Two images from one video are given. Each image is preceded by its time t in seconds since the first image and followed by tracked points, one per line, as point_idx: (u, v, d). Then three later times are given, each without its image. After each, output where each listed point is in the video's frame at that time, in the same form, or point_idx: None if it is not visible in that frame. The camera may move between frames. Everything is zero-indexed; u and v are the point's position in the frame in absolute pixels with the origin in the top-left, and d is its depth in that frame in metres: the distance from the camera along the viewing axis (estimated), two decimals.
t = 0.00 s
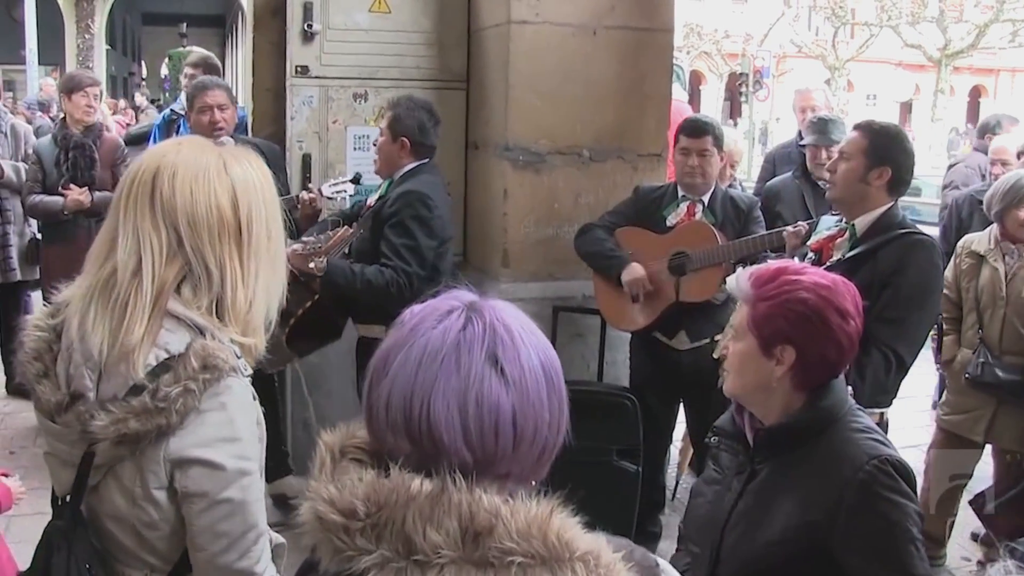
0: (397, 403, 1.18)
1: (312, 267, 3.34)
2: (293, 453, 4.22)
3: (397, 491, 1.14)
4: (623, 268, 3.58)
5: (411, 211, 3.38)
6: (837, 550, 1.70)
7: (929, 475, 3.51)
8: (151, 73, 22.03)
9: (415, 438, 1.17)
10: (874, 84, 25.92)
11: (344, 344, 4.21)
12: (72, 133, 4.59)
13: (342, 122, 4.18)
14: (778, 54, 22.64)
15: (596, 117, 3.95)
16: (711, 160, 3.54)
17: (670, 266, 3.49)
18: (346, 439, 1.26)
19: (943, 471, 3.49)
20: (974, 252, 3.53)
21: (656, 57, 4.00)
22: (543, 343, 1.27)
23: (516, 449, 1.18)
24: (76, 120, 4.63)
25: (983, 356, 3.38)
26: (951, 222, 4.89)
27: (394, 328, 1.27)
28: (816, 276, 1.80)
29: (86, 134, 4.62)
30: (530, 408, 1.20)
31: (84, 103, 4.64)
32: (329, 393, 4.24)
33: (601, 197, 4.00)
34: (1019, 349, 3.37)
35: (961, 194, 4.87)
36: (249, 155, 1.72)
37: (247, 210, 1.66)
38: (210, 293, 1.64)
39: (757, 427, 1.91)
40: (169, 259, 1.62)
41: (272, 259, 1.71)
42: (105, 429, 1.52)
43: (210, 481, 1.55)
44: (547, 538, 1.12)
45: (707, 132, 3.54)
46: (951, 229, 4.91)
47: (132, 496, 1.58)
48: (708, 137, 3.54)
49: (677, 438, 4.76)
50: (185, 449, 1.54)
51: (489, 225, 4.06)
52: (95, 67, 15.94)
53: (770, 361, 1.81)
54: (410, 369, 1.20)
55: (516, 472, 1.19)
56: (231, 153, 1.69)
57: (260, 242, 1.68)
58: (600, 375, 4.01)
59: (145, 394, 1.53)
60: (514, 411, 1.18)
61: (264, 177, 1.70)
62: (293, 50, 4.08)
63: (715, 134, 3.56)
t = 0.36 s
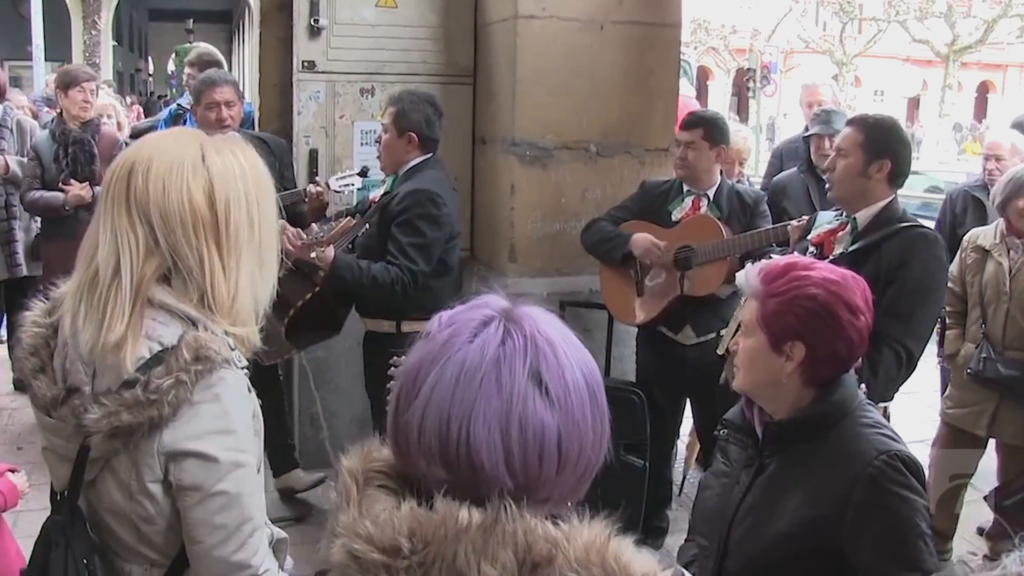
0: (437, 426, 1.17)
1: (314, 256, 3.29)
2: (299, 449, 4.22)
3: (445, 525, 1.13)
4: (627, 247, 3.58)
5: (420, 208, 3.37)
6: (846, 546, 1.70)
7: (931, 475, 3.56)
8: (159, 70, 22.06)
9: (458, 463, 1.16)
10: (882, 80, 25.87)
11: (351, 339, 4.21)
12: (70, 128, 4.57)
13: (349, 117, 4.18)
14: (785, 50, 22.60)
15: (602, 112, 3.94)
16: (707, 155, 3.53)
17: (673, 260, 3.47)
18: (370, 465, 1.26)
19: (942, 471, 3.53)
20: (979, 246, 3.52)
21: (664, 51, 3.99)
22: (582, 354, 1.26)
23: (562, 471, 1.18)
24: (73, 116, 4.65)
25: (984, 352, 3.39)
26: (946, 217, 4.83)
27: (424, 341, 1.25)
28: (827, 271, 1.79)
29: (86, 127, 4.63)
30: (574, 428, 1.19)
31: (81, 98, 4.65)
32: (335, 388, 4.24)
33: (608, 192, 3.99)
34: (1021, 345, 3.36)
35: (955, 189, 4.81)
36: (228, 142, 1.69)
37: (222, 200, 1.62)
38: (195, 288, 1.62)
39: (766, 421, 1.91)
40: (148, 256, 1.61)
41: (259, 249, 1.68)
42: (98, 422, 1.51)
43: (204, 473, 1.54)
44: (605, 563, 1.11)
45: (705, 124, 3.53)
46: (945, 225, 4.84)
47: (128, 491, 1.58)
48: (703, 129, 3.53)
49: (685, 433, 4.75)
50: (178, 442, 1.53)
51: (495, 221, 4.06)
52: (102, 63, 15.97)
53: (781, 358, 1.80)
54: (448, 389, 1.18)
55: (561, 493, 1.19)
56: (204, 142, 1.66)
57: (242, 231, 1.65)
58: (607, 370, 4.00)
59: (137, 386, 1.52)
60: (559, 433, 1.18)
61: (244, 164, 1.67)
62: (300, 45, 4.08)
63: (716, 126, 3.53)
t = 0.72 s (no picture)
0: (462, 466, 1.19)
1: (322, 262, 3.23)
2: (304, 461, 4.23)
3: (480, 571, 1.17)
4: (629, 265, 3.59)
5: (426, 219, 3.39)
6: (850, 558, 1.71)
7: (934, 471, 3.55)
8: (163, 82, 22.11)
9: (485, 503, 1.19)
10: (885, 86, 25.91)
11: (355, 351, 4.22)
12: (66, 141, 4.57)
13: (352, 129, 4.20)
14: (787, 57, 22.62)
15: (605, 121, 3.95)
16: (705, 164, 3.54)
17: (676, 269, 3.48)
18: (386, 503, 1.29)
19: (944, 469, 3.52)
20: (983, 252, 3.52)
21: (665, 61, 4.00)
22: (600, 384, 1.28)
23: (587, 506, 1.22)
24: (69, 129, 4.63)
25: (984, 358, 3.40)
26: (941, 223, 4.84)
27: (440, 376, 1.27)
28: (831, 283, 1.80)
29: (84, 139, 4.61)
30: (598, 462, 1.22)
31: (76, 110, 4.64)
32: (339, 400, 4.24)
33: (611, 202, 4.00)
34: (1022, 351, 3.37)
35: (949, 196, 4.80)
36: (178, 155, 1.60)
37: (200, 225, 1.56)
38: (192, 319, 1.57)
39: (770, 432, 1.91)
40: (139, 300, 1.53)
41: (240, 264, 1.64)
42: (98, 447, 1.52)
43: (204, 492, 1.54)
44: None
45: (702, 133, 3.53)
46: (940, 231, 4.86)
47: (127, 512, 1.58)
48: (700, 139, 3.54)
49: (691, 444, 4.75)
50: (179, 462, 1.53)
51: (499, 232, 4.06)
52: (106, 75, 16.01)
53: (784, 368, 1.81)
54: (471, 429, 1.20)
55: (586, 526, 1.23)
56: (163, 166, 1.58)
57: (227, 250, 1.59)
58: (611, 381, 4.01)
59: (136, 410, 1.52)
60: (583, 470, 1.21)
61: (207, 180, 1.60)
62: (303, 57, 4.10)
63: (713, 134, 3.54)
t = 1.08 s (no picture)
0: (444, 497, 1.17)
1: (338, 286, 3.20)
2: (305, 480, 4.21)
3: None
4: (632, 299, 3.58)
5: (437, 241, 3.38)
6: None
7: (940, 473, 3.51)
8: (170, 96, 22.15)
9: (466, 535, 1.16)
10: (892, 109, 25.94)
11: (358, 370, 4.21)
12: (70, 158, 4.60)
13: (358, 148, 4.19)
14: (796, 79, 22.63)
15: (610, 144, 3.94)
16: (712, 189, 3.53)
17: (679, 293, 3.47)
18: (377, 528, 1.26)
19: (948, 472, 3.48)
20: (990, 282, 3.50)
21: (671, 84, 4.00)
22: (588, 416, 1.26)
23: (571, 538, 1.19)
24: (71, 145, 4.65)
25: (987, 386, 3.37)
26: (954, 249, 4.78)
27: (426, 409, 1.25)
28: (836, 313, 1.79)
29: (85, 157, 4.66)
30: (583, 495, 1.20)
31: (78, 127, 4.67)
32: (341, 420, 4.23)
33: (616, 224, 3.99)
34: None
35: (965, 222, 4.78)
36: (219, 196, 1.64)
37: (229, 267, 1.58)
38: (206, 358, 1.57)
39: (773, 461, 1.90)
40: (157, 323, 1.55)
41: (270, 316, 1.66)
42: (101, 479, 1.51)
43: (208, 524, 1.54)
44: None
45: (708, 158, 3.54)
46: (955, 260, 4.78)
47: (129, 541, 1.56)
48: (707, 163, 3.53)
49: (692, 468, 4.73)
50: (182, 495, 1.53)
51: (504, 254, 4.05)
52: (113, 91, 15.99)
53: (787, 397, 1.80)
54: (454, 462, 1.18)
55: (570, 559, 1.21)
56: (202, 205, 1.61)
57: (250, 295, 1.60)
58: (614, 403, 3.99)
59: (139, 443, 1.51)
60: (568, 502, 1.19)
61: (242, 226, 1.63)
62: (310, 76, 4.09)
63: (718, 160, 3.54)
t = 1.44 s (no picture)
0: (424, 480, 1.19)
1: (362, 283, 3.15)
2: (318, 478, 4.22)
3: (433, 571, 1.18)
4: (648, 283, 3.59)
5: (456, 240, 3.39)
6: None
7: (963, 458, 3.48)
8: (188, 93, 22.19)
9: (443, 516, 1.19)
10: (910, 112, 25.85)
11: (372, 370, 4.22)
12: (91, 155, 4.60)
13: (374, 148, 4.20)
14: (813, 80, 22.55)
15: (627, 146, 3.94)
16: (727, 191, 3.53)
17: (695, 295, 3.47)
18: (376, 501, 1.30)
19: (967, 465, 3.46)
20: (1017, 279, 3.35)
21: (688, 87, 3.99)
22: (569, 405, 1.28)
23: (547, 522, 1.21)
24: (92, 142, 4.63)
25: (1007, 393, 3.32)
26: (986, 253, 4.69)
27: (415, 396, 1.28)
28: (853, 320, 1.78)
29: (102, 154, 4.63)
30: (558, 481, 1.22)
31: (99, 125, 4.63)
32: (355, 419, 4.23)
33: (632, 226, 3.98)
34: None
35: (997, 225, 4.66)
36: (247, 186, 1.67)
37: (260, 255, 1.61)
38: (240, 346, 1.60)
39: (787, 466, 1.88)
40: (193, 306, 1.57)
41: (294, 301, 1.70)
42: (119, 483, 1.53)
43: (224, 527, 1.53)
44: None
45: (721, 160, 3.53)
46: (986, 262, 4.70)
47: (146, 544, 1.56)
48: (721, 165, 3.53)
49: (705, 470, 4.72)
50: (200, 498, 1.53)
51: (518, 254, 4.05)
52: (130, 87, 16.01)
53: (801, 403, 1.79)
54: (434, 449, 1.20)
55: (547, 540, 1.23)
56: (232, 192, 1.63)
57: (278, 285, 1.64)
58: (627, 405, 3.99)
59: (156, 445, 1.52)
60: (543, 488, 1.21)
61: (271, 215, 1.65)
62: (327, 75, 4.10)
63: (732, 162, 3.54)
